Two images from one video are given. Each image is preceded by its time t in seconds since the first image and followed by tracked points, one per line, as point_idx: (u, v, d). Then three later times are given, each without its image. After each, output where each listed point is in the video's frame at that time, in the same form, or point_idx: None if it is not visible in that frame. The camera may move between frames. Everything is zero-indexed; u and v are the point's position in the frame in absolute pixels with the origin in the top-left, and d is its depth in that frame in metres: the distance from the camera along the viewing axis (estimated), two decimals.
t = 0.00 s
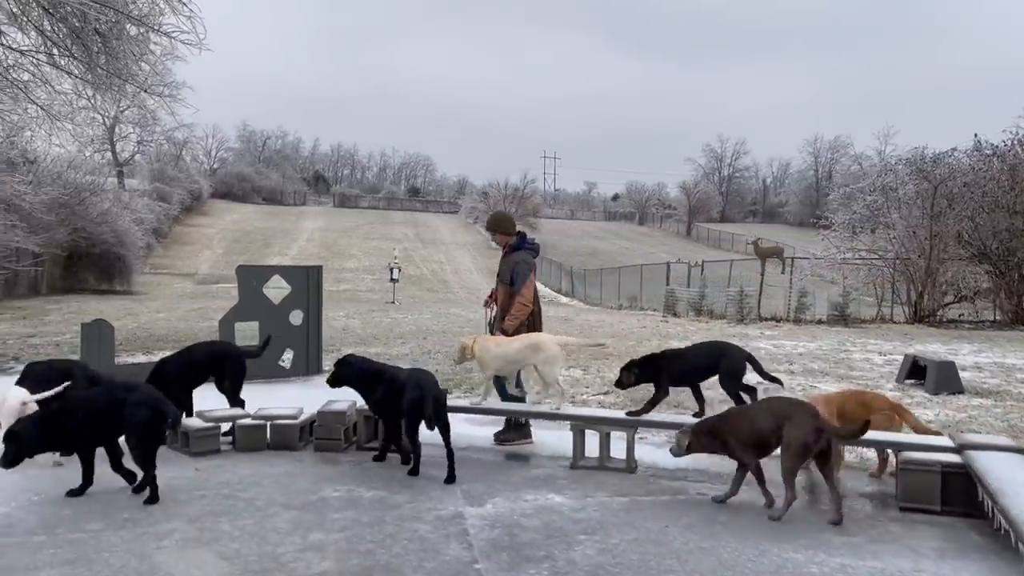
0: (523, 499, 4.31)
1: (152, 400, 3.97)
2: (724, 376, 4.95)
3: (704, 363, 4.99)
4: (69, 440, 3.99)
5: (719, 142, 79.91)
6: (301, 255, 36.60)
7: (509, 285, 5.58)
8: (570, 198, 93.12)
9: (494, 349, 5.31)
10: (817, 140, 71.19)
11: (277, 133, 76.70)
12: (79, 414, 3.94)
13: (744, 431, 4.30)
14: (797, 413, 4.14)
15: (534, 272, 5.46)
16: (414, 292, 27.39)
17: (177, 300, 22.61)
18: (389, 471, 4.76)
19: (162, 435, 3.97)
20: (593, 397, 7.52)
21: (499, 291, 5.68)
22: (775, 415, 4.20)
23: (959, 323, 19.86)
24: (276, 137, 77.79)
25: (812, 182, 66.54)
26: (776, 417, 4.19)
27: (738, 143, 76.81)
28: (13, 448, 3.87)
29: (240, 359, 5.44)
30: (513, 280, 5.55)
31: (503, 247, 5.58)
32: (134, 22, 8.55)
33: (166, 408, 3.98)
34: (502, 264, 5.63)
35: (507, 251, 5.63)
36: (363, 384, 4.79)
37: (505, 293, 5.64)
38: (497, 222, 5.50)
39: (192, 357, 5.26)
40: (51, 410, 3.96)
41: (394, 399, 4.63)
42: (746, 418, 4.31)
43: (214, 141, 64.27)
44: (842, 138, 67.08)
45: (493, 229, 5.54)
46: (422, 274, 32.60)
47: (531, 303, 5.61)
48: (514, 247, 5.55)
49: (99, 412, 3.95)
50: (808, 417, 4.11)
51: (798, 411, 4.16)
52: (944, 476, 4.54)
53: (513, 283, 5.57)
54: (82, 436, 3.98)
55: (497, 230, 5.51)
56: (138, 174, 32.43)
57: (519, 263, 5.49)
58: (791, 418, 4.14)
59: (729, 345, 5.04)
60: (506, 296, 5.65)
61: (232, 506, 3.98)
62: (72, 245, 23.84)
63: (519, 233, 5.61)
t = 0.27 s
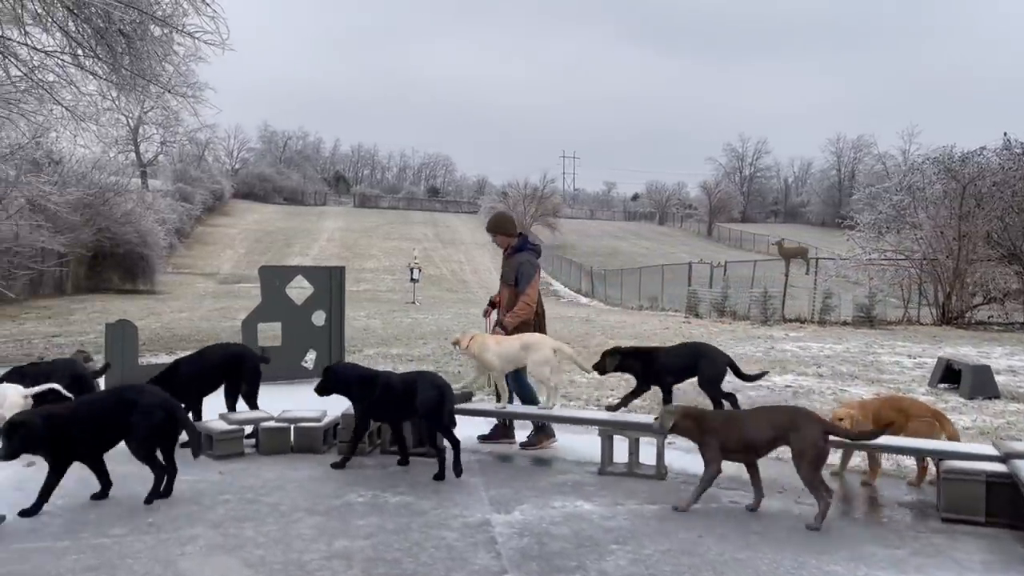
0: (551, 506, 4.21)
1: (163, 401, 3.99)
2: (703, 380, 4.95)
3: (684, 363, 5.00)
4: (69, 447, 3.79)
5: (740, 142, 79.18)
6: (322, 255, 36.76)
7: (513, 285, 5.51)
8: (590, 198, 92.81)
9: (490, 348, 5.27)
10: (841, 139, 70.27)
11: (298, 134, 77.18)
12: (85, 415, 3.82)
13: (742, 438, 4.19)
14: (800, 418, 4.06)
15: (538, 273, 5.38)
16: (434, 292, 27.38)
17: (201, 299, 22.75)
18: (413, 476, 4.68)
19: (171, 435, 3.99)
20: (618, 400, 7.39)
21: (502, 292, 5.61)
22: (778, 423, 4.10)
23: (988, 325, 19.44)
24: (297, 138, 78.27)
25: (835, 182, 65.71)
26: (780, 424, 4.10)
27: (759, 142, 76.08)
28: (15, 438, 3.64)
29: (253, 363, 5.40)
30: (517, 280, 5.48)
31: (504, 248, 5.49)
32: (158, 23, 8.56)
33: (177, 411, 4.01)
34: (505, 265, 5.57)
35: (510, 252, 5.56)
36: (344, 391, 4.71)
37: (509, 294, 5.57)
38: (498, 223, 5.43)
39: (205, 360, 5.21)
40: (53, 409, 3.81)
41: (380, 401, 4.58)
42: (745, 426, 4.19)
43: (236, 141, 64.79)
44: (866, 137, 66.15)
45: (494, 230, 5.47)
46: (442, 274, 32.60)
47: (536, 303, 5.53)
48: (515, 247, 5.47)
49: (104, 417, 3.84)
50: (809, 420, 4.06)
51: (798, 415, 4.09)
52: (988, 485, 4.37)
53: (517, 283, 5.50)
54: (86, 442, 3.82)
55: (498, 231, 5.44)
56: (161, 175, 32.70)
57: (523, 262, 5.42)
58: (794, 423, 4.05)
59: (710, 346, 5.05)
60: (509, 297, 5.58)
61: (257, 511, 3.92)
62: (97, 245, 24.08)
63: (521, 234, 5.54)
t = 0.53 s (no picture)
0: (585, 512, 4.12)
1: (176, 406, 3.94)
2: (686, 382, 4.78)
3: (667, 365, 4.79)
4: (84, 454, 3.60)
5: (762, 141, 78.45)
6: (343, 255, 36.93)
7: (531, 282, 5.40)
8: (610, 198, 92.47)
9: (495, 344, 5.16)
10: (865, 138, 69.36)
11: (320, 135, 77.67)
12: (100, 421, 3.65)
13: (730, 443, 4.03)
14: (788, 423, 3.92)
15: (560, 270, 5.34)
16: (456, 293, 27.38)
17: (224, 299, 22.90)
18: (443, 479, 4.61)
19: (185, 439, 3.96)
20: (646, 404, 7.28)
21: (516, 290, 5.48)
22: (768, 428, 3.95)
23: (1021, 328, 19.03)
24: (319, 139, 78.79)
25: (860, 181, 64.86)
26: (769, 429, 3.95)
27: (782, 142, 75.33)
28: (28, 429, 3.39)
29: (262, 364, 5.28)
30: (536, 278, 5.37)
31: (519, 249, 5.39)
32: (184, 24, 8.57)
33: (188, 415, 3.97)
34: (519, 263, 5.43)
35: (522, 251, 5.44)
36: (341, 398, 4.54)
37: (523, 292, 5.45)
38: (513, 221, 5.26)
39: (214, 360, 5.12)
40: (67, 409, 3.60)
41: (382, 402, 4.47)
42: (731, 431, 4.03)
43: (259, 142, 65.33)
44: (891, 136, 65.24)
45: (508, 228, 5.30)
46: (463, 274, 32.59)
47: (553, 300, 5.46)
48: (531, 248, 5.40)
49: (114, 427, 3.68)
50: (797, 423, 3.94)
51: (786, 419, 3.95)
52: None
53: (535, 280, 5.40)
54: (96, 450, 3.63)
55: (514, 229, 5.28)
56: (185, 176, 33.01)
57: (542, 259, 5.36)
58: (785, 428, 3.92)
59: (695, 347, 4.83)
60: (524, 294, 5.46)
61: (287, 515, 3.87)
62: (123, 246, 24.33)
63: (531, 232, 5.43)
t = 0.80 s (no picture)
0: (618, 519, 4.04)
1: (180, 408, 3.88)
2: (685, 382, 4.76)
3: (666, 363, 4.76)
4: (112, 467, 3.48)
5: (784, 141, 77.75)
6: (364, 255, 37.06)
7: (558, 285, 5.33)
8: (630, 198, 92.11)
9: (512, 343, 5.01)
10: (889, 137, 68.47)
11: (340, 135, 78.08)
12: (122, 430, 3.54)
13: (711, 444, 3.95)
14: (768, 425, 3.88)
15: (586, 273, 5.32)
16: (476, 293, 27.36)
17: (247, 299, 23.04)
18: (474, 484, 4.56)
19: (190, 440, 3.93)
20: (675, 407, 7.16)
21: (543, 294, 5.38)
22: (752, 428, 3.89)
23: None
24: (339, 139, 79.20)
25: (884, 181, 64.03)
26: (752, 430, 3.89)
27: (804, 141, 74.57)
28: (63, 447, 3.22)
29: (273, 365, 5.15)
30: (564, 280, 5.31)
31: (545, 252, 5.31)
32: (210, 25, 8.61)
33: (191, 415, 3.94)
34: (545, 267, 5.37)
35: (546, 255, 5.38)
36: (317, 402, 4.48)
37: (549, 295, 5.36)
38: (537, 225, 5.22)
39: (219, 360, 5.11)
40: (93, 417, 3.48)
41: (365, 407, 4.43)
42: (714, 434, 3.94)
43: (280, 143, 65.81)
44: (916, 135, 64.34)
45: (533, 231, 5.24)
46: (483, 275, 32.58)
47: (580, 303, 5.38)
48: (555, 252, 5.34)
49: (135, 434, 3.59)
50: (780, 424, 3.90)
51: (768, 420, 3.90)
52: None
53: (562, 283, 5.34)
54: (122, 460, 3.52)
55: (540, 232, 5.23)
56: (208, 176, 33.29)
57: (569, 262, 5.32)
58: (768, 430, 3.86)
59: (689, 345, 4.82)
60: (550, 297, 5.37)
61: (318, 519, 3.83)
62: (147, 246, 24.56)
63: (554, 235, 5.38)
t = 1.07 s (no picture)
0: (649, 524, 3.97)
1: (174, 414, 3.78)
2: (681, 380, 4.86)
3: (662, 359, 4.87)
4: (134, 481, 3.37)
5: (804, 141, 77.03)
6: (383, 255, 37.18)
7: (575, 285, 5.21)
8: (648, 198, 91.74)
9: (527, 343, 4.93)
10: (912, 137, 67.63)
11: (359, 136, 78.42)
12: (130, 448, 3.38)
13: (688, 447, 3.84)
14: (744, 424, 3.77)
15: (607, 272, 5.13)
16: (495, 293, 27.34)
17: (267, 299, 23.16)
18: (501, 487, 4.51)
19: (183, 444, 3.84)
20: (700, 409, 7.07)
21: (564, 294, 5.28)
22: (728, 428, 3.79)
23: None
24: (358, 140, 79.57)
25: (906, 181, 63.28)
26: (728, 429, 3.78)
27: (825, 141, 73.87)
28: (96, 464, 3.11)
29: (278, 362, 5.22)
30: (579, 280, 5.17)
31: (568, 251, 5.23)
32: (233, 26, 8.63)
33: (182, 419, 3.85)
34: (568, 267, 5.27)
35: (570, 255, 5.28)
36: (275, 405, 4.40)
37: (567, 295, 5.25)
38: (562, 222, 5.15)
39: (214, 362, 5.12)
40: (108, 440, 3.26)
41: (323, 415, 4.35)
42: (690, 436, 3.84)
43: (300, 144, 66.22)
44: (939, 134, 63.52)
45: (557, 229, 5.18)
46: (501, 275, 32.55)
47: (594, 304, 5.19)
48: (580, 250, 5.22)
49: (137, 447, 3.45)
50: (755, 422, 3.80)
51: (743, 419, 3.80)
52: None
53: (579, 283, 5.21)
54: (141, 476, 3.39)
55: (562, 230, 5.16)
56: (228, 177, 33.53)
57: (589, 262, 5.18)
58: (744, 429, 3.76)
59: (685, 343, 4.94)
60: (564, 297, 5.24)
61: (345, 522, 3.80)
62: (169, 246, 24.77)
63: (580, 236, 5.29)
